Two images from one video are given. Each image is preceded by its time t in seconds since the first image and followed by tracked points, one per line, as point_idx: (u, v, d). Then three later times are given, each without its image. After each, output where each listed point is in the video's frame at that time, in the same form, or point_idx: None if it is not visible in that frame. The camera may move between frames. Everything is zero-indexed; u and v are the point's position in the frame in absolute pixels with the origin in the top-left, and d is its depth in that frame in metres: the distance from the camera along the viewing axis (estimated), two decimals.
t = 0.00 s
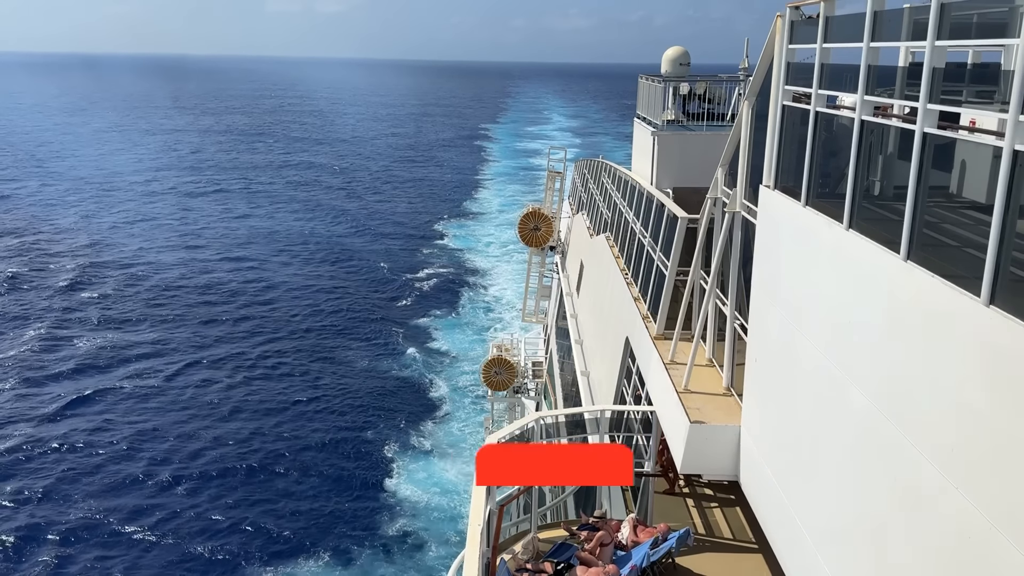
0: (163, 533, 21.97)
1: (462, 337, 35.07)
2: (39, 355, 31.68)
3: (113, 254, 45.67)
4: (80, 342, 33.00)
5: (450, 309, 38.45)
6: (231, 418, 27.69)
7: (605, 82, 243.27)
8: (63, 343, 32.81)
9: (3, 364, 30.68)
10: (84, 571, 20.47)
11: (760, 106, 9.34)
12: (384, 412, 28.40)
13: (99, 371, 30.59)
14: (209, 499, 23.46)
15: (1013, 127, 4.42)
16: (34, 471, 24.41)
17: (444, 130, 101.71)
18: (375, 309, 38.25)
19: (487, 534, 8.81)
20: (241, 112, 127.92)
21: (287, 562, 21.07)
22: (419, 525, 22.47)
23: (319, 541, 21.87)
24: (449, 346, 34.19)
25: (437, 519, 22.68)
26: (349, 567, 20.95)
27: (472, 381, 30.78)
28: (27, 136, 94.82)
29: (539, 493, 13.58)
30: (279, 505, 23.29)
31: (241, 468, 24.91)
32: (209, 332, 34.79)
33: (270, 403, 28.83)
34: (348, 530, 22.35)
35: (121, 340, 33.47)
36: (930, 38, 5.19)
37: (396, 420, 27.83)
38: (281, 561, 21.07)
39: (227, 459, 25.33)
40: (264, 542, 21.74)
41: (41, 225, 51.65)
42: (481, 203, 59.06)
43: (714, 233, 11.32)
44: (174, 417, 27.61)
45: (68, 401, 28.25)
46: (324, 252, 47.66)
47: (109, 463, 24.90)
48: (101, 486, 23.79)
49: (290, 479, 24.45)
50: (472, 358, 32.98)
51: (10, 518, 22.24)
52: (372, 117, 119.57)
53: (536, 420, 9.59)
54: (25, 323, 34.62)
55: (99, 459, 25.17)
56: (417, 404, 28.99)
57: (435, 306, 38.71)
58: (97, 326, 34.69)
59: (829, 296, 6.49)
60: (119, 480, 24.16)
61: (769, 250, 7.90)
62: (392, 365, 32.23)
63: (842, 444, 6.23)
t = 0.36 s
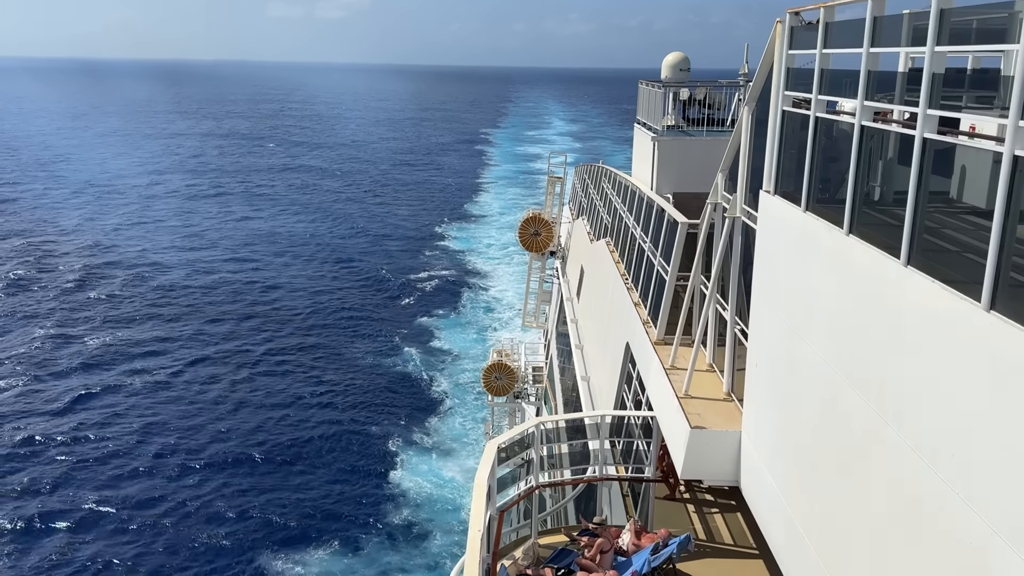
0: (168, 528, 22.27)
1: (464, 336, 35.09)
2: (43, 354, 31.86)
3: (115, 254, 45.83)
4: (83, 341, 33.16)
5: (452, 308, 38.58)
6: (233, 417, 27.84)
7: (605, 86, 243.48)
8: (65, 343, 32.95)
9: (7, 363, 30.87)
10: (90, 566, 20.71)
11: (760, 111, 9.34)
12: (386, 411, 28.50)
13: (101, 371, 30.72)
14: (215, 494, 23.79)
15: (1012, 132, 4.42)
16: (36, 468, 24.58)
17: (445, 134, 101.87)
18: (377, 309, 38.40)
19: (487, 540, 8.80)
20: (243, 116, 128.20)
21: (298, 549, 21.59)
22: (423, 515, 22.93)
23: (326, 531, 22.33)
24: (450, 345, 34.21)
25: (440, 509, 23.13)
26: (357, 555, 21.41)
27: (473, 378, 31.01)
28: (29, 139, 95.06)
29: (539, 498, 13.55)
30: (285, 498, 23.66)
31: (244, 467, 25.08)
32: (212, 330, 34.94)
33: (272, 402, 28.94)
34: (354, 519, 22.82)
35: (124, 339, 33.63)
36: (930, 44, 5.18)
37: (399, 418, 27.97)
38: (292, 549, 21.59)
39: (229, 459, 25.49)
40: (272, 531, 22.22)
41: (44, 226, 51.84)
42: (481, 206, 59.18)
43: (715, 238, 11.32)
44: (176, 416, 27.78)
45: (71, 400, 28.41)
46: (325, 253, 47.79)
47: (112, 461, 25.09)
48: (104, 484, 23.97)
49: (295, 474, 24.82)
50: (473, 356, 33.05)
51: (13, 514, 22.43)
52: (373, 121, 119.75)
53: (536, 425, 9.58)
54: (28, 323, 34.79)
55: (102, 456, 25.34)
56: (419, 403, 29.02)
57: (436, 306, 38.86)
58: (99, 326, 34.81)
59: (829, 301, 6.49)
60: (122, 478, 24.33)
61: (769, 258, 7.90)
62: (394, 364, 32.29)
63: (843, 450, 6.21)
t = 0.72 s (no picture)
0: (175, 522, 22.33)
1: (465, 336, 35.03)
2: (44, 353, 31.86)
3: (117, 256, 45.85)
4: (84, 340, 33.13)
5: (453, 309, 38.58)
6: (235, 416, 27.82)
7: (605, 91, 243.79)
8: (67, 342, 32.91)
9: (8, 363, 30.80)
10: (95, 559, 20.74)
11: (760, 116, 9.35)
12: (389, 409, 28.50)
13: (103, 369, 30.68)
14: (221, 488, 23.87)
15: (1012, 138, 4.42)
16: (40, 464, 24.58)
17: (445, 138, 102.02)
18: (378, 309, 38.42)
19: (487, 546, 8.76)
20: (244, 121, 128.41)
21: (307, 538, 21.81)
22: (427, 506, 23.13)
23: (334, 522, 22.56)
24: (452, 344, 34.12)
25: (443, 501, 23.32)
26: (364, 544, 21.63)
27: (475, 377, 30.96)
28: (30, 144, 95.18)
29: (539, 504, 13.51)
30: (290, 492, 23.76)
31: (246, 464, 25.08)
32: (213, 330, 34.95)
33: (273, 401, 28.92)
34: (363, 509, 23.09)
35: (126, 338, 33.61)
36: (930, 49, 5.18)
37: (402, 417, 27.94)
38: (300, 538, 21.81)
39: (232, 457, 25.46)
40: (286, 519, 22.50)
41: (45, 228, 51.87)
42: (482, 209, 59.28)
43: (714, 243, 11.32)
44: (179, 414, 27.76)
45: (73, 397, 28.39)
46: (326, 255, 47.82)
47: (115, 458, 25.08)
48: (107, 481, 23.96)
49: (302, 467, 24.98)
50: (475, 355, 33.00)
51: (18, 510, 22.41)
52: (373, 125, 119.88)
53: (536, 430, 9.56)
54: (30, 323, 34.79)
55: (104, 453, 25.32)
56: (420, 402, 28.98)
57: (437, 305, 38.87)
58: (100, 325, 34.78)
59: (830, 305, 6.49)
60: (125, 474, 24.33)
61: (768, 264, 7.92)
62: (395, 364, 32.25)
63: (843, 453, 6.21)
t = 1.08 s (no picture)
0: (180, 519, 22.50)
1: (466, 335, 35.19)
2: (45, 354, 31.88)
3: (117, 257, 45.88)
4: (84, 342, 33.09)
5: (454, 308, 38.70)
6: (235, 418, 27.81)
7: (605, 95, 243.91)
8: (67, 343, 32.89)
9: (9, 365, 30.81)
10: (98, 559, 20.79)
11: (760, 121, 9.34)
12: (392, 407, 28.81)
13: (103, 370, 30.65)
14: (225, 486, 24.00)
15: (1013, 142, 4.43)
16: (42, 465, 24.63)
17: (446, 142, 102.18)
18: (379, 310, 38.45)
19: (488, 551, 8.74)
20: (245, 126, 128.71)
21: (315, 528, 22.28)
22: (432, 498, 23.57)
23: (342, 512, 23.05)
24: (454, 344, 34.28)
25: (447, 492, 23.78)
26: (371, 532, 22.11)
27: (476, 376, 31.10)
28: (31, 148, 95.39)
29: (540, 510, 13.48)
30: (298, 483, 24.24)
31: (248, 465, 25.12)
32: (213, 332, 34.98)
33: (274, 403, 28.93)
34: (370, 498, 23.61)
35: (126, 339, 33.62)
36: (930, 54, 5.20)
37: (405, 418, 28.02)
38: (309, 528, 22.26)
39: (233, 458, 25.45)
40: (294, 512, 22.91)
41: (45, 230, 51.92)
42: (482, 212, 59.38)
43: (715, 248, 11.32)
44: (179, 415, 27.77)
45: (73, 398, 28.41)
46: (326, 257, 47.86)
47: (117, 458, 25.14)
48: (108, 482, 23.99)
49: (305, 466, 25.09)
50: (476, 354, 33.15)
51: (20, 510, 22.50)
52: (374, 130, 120.02)
53: (536, 435, 9.54)
54: (30, 324, 34.82)
55: (106, 454, 25.35)
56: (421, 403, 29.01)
57: (438, 306, 38.93)
58: (100, 327, 34.76)
59: (829, 312, 6.50)
60: (127, 474, 24.39)
61: (768, 269, 7.92)
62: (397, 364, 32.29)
63: (843, 461, 6.20)
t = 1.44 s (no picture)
0: (181, 524, 22.55)
1: (466, 335, 35.59)
2: (43, 362, 31.84)
3: (116, 263, 45.80)
4: (82, 349, 33.02)
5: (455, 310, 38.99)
6: (235, 424, 27.79)
7: (605, 100, 244.43)
8: (66, 351, 32.82)
9: (9, 371, 30.93)
10: (99, 563, 20.89)
11: (759, 126, 9.35)
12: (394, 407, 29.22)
13: (102, 377, 30.61)
14: (227, 492, 24.04)
15: (1012, 147, 4.43)
16: (42, 472, 24.61)
17: (446, 147, 102.30)
18: (379, 314, 38.50)
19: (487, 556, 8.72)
20: (246, 131, 128.85)
21: (323, 518, 22.91)
22: (435, 490, 24.22)
23: (349, 502, 23.72)
24: (457, 343, 34.71)
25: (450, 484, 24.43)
26: (377, 522, 22.75)
27: (478, 374, 31.59)
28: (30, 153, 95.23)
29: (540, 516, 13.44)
30: (307, 473, 25.03)
31: (248, 470, 25.14)
32: (213, 338, 34.95)
33: (274, 409, 28.93)
34: (376, 487, 24.39)
35: (125, 346, 33.58)
36: (929, 59, 5.20)
37: (406, 420, 28.23)
38: (317, 518, 22.89)
39: (233, 465, 25.44)
40: (300, 505, 23.50)
41: (44, 234, 51.85)
42: (482, 216, 59.58)
43: (714, 253, 11.31)
44: (179, 421, 27.73)
45: (73, 403, 28.51)
46: (327, 259, 47.93)
47: (116, 464, 25.12)
48: (108, 489, 23.98)
49: (306, 469, 25.23)
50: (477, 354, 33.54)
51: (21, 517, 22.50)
52: (375, 135, 120.21)
53: (536, 440, 9.54)
54: (29, 331, 34.78)
55: (105, 460, 25.30)
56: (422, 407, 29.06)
57: (438, 309, 39.06)
58: (99, 333, 34.72)
59: (829, 315, 6.49)
60: (126, 480, 24.36)
61: (768, 274, 7.92)
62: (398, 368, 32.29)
63: (843, 464, 6.19)
